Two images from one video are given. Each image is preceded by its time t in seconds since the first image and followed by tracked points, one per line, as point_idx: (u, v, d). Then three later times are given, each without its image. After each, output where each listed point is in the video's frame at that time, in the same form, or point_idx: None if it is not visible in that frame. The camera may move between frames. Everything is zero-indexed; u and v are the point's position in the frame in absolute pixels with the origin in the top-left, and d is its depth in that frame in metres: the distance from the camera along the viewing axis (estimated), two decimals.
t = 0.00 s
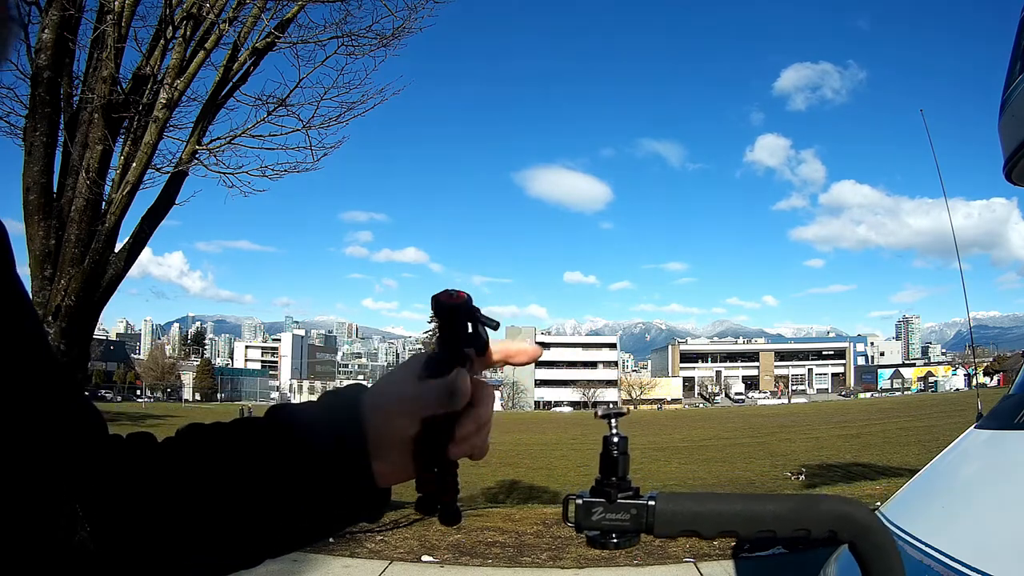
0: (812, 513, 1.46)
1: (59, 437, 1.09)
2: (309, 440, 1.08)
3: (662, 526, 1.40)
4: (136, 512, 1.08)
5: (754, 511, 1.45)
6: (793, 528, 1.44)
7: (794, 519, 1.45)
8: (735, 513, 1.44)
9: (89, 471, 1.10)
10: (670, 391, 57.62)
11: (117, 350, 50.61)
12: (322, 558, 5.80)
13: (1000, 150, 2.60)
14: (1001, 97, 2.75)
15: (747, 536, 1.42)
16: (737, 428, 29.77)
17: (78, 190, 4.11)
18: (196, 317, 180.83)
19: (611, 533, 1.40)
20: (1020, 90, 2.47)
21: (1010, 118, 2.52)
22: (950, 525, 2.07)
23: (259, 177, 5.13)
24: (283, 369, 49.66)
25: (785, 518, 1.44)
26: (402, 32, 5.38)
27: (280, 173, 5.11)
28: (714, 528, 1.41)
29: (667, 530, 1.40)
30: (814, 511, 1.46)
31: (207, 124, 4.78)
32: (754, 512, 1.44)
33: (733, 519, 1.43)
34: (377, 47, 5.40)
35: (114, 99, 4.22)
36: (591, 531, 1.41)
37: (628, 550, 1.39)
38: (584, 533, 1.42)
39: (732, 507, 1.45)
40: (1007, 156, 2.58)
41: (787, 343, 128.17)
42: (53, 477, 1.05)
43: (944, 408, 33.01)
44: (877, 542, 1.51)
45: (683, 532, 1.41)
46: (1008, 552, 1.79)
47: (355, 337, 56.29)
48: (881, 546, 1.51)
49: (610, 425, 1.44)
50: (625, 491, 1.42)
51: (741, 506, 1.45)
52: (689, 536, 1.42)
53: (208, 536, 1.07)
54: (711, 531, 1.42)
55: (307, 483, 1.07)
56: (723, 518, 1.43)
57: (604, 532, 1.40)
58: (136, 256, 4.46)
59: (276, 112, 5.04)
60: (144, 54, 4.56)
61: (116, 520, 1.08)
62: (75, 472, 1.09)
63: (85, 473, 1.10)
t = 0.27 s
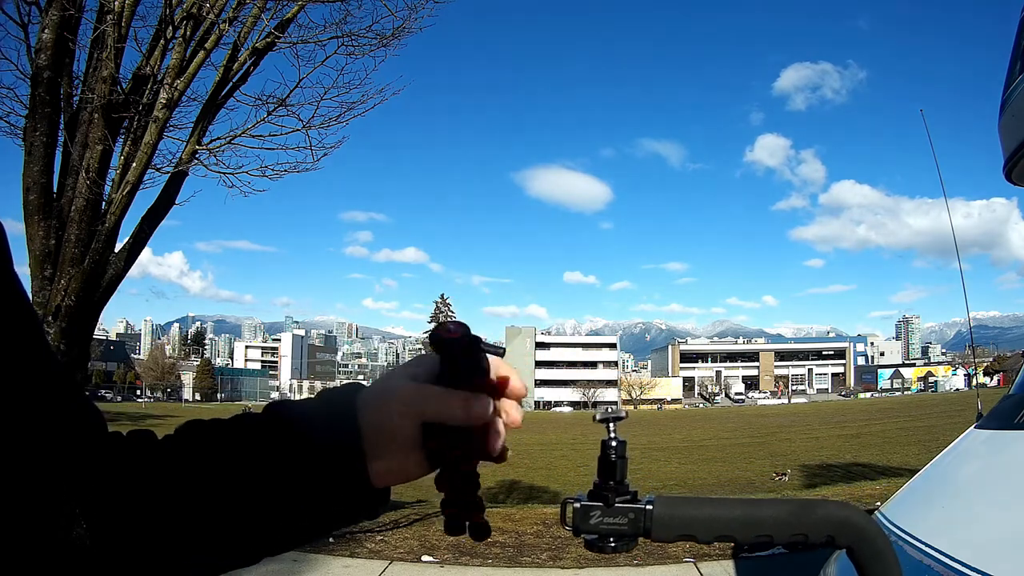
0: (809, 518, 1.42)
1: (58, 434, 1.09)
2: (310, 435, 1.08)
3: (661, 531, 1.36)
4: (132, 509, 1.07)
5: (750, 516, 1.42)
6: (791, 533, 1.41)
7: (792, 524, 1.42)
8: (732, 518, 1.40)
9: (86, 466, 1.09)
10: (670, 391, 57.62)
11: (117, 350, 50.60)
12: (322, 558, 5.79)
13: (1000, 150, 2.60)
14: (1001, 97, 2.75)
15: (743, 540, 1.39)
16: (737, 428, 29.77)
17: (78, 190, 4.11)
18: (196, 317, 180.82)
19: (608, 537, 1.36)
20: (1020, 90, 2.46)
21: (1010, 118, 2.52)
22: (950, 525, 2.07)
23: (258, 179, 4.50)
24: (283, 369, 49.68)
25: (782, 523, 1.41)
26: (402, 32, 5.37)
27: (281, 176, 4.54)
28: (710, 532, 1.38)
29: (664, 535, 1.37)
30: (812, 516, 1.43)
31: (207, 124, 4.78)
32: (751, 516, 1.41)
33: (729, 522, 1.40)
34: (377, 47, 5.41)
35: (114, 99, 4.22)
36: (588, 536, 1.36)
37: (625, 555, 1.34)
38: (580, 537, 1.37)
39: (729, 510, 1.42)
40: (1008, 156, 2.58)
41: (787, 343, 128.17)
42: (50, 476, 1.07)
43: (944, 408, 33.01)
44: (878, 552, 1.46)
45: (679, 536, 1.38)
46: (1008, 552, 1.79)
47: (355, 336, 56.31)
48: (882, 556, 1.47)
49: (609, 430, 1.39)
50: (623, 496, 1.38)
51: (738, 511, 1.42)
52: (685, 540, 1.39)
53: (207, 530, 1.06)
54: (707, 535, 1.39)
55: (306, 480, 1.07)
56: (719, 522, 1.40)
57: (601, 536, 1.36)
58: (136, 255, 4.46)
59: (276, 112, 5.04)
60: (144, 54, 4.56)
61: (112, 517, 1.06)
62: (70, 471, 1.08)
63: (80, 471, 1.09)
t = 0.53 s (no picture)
0: (805, 515, 1.40)
1: (59, 424, 1.07)
2: (311, 435, 1.08)
3: (655, 531, 1.32)
4: (134, 506, 1.07)
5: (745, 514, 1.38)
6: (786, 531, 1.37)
7: (788, 521, 1.38)
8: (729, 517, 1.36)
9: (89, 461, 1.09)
10: (670, 391, 57.62)
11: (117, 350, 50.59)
12: (322, 558, 5.79)
13: (1000, 149, 2.60)
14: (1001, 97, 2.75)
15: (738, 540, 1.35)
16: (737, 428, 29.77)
17: (78, 190, 4.11)
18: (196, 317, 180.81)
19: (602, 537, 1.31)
20: (1020, 89, 2.46)
21: (1010, 118, 2.52)
22: (951, 525, 2.06)
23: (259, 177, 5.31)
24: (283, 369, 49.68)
25: (778, 521, 1.38)
26: (402, 32, 5.37)
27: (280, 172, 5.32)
28: (707, 531, 1.34)
29: (659, 534, 1.32)
30: (807, 513, 1.40)
31: (207, 124, 4.78)
32: (748, 514, 1.37)
33: (724, 521, 1.36)
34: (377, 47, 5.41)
35: (114, 99, 4.22)
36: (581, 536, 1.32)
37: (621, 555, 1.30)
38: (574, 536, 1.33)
39: (723, 509, 1.37)
40: (1008, 156, 2.58)
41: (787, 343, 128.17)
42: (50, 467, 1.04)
43: (944, 408, 33.01)
44: (873, 548, 1.45)
45: (673, 536, 1.33)
46: (1008, 552, 1.79)
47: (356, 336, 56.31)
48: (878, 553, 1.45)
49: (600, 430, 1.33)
50: (617, 496, 1.33)
51: (735, 509, 1.38)
52: (680, 540, 1.34)
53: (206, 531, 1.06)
54: (702, 535, 1.35)
55: (306, 481, 1.07)
56: (715, 521, 1.35)
57: (595, 536, 1.31)
58: (136, 255, 4.46)
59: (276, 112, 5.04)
60: (144, 54, 4.56)
61: (114, 512, 1.06)
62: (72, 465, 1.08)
63: (82, 464, 1.07)
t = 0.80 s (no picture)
0: (805, 522, 1.37)
1: (60, 424, 1.08)
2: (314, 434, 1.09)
3: (654, 537, 1.31)
4: (136, 503, 1.09)
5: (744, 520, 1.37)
6: (787, 537, 1.36)
7: (788, 529, 1.36)
8: (727, 523, 1.34)
9: (91, 460, 1.09)
10: (670, 391, 57.63)
11: (117, 350, 50.62)
12: (322, 558, 5.79)
13: (1000, 149, 2.60)
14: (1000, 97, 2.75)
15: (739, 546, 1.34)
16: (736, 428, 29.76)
17: (78, 190, 4.11)
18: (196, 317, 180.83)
19: (603, 543, 1.29)
20: (1020, 90, 2.46)
21: (1010, 118, 2.52)
22: (951, 525, 2.06)
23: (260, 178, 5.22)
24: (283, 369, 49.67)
25: (777, 528, 1.36)
26: (402, 32, 5.37)
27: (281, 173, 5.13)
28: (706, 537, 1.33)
29: (659, 539, 1.31)
30: (808, 521, 1.38)
31: (207, 124, 4.78)
32: (747, 521, 1.35)
33: (723, 527, 1.35)
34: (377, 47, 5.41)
35: (114, 99, 4.22)
36: (583, 542, 1.29)
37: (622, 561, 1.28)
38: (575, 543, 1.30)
39: (723, 514, 1.36)
40: (1007, 156, 2.58)
41: (786, 343, 128.22)
42: (50, 466, 1.04)
43: (944, 408, 33.02)
44: (872, 556, 1.44)
45: (674, 542, 1.32)
46: (1008, 551, 1.79)
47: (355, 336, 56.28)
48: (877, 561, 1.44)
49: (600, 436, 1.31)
50: (617, 502, 1.30)
51: (734, 516, 1.36)
52: (680, 546, 1.33)
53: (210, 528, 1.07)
54: (702, 541, 1.34)
55: (307, 479, 1.07)
56: (714, 526, 1.34)
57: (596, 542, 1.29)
58: (136, 255, 4.46)
59: (276, 112, 5.04)
60: (144, 54, 4.56)
61: (114, 511, 1.07)
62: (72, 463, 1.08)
63: (83, 465, 1.08)
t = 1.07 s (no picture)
0: (800, 524, 1.37)
1: (63, 425, 1.09)
2: (313, 436, 1.08)
3: (653, 542, 1.30)
4: (138, 505, 1.10)
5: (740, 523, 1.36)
6: (782, 539, 1.35)
7: (783, 530, 1.36)
8: (723, 527, 1.34)
9: (91, 464, 1.10)
10: (670, 391, 57.64)
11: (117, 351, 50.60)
12: (322, 558, 5.79)
13: (1000, 149, 2.60)
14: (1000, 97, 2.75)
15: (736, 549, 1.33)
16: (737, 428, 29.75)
17: (78, 190, 4.11)
18: (196, 317, 180.82)
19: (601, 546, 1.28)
20: (1020, 90, 2.46)
21: (1010, 117, 2.52)
22: (951, 524, 2.07)
23: (259, 177, 5.07)
24: (283, 369, 49.65)
25: (772, 530, 1.36)
26: (402, 32, 5.37)
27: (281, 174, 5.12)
28: (704, 541, 1.32)
29: (657, 544, 1.30)
30: (803, 522, 1.38)
31: (207, 124, 4.78)
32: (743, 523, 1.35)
33: (720, 530, 1.34)
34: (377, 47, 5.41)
35: (114, 99, 4.22)
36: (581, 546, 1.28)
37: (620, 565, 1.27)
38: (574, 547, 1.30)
39: (720, 518, 1.35)
40: (1007, 156, 2.58)
41: (786, 343, 128.23)
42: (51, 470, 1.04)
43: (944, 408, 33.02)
44: (868, 556, 1.44)
45: (671, 546, 1.31)
46: (1008, 551, 1.79)
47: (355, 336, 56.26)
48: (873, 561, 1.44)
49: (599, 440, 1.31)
50: (615, 507, 1.30)
51: (730, 519, 1.35)
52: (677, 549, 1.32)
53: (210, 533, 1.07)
54: (700, 544, 1.32)
55: (309, 482, 1.06)
56: (711, 530, 1.33)
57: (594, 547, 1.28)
58: (136, 256, 4.46)
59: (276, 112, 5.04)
60: (144, 54, 4.56)
61: (117, 511, 1.09)
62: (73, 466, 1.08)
63: (87, 466, 1.10)
